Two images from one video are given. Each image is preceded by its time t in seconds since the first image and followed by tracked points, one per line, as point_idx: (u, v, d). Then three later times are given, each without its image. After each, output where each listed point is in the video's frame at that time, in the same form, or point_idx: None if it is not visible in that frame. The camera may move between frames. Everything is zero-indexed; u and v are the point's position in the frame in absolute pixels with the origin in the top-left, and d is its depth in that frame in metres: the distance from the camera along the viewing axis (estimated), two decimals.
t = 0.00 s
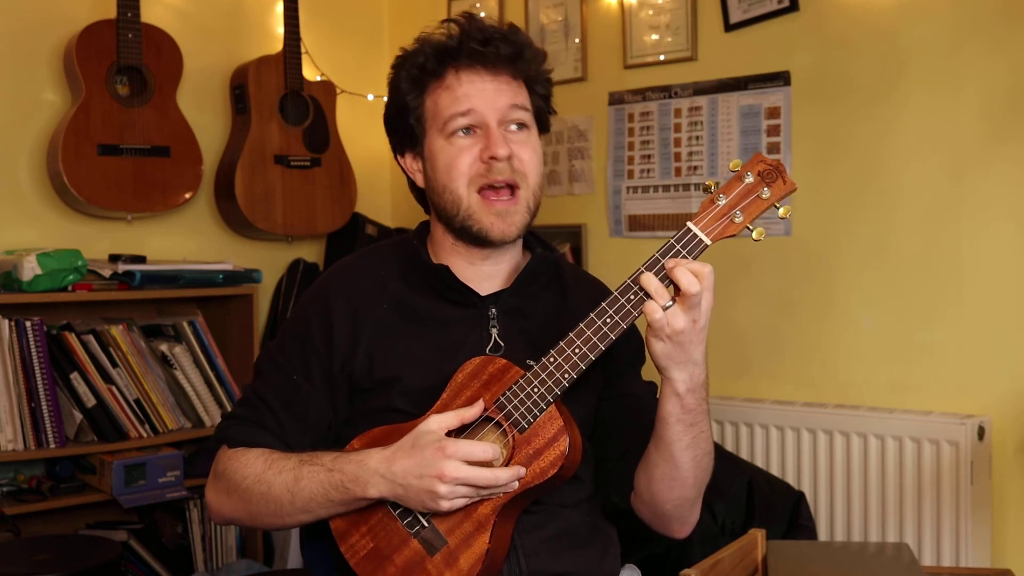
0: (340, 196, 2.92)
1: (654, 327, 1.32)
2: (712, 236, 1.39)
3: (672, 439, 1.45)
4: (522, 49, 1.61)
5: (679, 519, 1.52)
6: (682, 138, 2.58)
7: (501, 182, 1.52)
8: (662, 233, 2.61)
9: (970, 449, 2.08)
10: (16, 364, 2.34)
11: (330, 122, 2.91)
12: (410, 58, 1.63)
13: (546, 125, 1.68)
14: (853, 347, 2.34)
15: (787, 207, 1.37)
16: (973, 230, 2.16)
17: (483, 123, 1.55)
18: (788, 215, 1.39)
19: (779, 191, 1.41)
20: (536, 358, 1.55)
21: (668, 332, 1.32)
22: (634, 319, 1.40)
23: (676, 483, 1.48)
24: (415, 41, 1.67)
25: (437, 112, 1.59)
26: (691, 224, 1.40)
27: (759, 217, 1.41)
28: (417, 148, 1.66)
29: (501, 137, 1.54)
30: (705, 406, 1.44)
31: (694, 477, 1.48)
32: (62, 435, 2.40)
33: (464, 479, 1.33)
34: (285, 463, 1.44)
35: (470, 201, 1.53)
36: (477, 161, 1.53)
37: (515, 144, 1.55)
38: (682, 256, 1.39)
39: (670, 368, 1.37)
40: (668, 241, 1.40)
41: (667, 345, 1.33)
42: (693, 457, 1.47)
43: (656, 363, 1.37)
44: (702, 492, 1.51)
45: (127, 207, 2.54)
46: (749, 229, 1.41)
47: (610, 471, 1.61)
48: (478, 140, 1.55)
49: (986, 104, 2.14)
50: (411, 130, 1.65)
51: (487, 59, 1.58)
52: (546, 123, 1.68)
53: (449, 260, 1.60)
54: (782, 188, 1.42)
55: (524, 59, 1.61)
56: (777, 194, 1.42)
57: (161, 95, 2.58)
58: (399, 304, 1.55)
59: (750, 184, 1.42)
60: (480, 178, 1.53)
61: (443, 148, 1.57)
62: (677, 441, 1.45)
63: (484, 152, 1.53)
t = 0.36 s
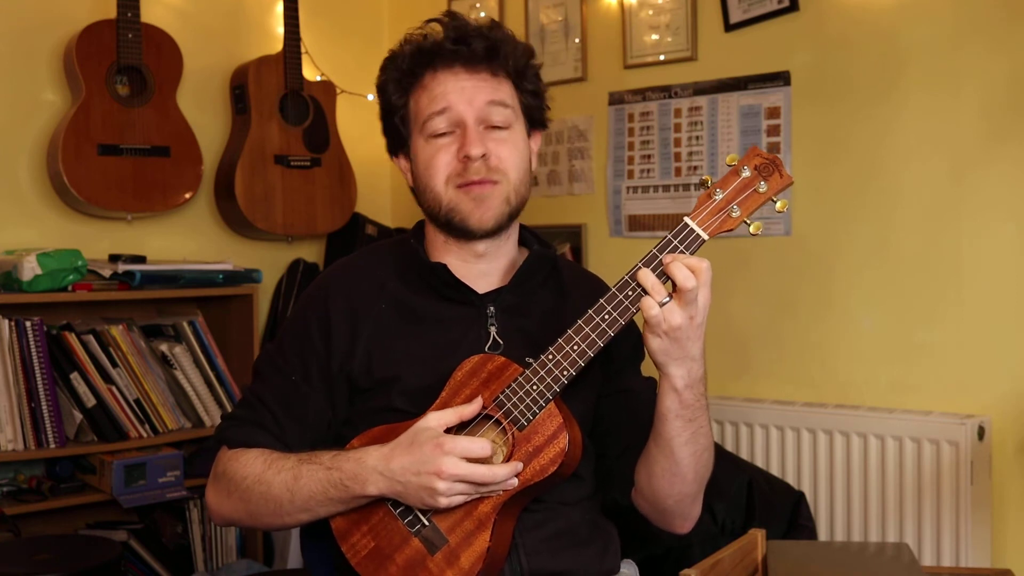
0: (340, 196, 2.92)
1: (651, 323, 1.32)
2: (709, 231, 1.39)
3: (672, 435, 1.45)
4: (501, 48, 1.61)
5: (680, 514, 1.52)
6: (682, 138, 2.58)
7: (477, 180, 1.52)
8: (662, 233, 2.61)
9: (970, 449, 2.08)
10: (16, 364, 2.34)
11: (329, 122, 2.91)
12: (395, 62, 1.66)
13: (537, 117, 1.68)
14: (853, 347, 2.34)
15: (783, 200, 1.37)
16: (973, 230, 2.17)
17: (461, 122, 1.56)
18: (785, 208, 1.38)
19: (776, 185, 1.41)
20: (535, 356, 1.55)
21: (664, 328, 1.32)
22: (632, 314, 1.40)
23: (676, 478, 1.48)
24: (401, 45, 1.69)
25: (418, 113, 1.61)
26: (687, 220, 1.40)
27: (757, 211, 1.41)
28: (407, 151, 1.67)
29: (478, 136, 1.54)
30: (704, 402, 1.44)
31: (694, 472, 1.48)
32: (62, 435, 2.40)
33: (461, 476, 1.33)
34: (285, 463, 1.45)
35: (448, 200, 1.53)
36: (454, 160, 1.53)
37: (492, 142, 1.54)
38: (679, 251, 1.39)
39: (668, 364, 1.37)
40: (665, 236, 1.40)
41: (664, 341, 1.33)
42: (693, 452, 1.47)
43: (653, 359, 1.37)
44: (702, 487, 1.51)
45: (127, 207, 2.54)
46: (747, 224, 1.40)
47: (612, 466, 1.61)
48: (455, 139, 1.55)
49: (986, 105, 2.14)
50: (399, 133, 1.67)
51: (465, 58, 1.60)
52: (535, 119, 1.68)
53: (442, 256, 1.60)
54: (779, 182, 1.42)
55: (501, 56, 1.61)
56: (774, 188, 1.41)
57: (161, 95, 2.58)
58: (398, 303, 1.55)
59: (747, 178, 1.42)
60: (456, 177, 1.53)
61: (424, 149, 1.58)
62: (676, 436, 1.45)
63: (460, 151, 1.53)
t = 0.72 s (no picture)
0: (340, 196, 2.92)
1: (654, 332, 1.32)
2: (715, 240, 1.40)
3: (671, 442, 1.45)
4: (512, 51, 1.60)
5: (676, 521, 1.52)
6: (682, 138, 2.58)
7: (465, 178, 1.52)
8: (662, 233, 2.61)
9: (970, 449, 2.08)
10: (16, 364, 2.34)
11: (330, 122, 2.91)
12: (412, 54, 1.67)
13: (552, 125, 1.66)
14: (853, 347, 2.34)
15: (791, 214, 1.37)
16: (973, 231, 2.17)
17: (460, 119, 1.56)
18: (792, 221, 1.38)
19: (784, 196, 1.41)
20: (536, 360, 1.55)
21: (667, 336, 1.32)
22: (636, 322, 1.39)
23: (674, 486, 1.48)
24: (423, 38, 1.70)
25: (425, 106, 1.62)
26: (693, 228, 1.40)
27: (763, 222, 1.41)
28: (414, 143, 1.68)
29: (474, 134, 1.54)
30: (704, 410, 1.44)
31: (692, 480, 1.48)
32: (62, 435, 2.40)
33: (458, 481, 1.33)
34: (283, 461, 1.44)
35: (436, 195, 1.54)
36: (446, 155, 1.54)
37: (487, 142, 1.54)
38: (685, 260, 1.39)
39: (670, 373, 1.37)
40: (671, 243, 1.40)
41: (667, 349, 1.33)
42: (692, 460, 1.47)
43: (655, 368, 1.37)
44: (699, 496, 1.51)
45: (127, 207, 2.54)
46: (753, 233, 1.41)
47: (610, 473, 1.60)
48: (452, 135, 1.56)
49: (986, 105, 2.14)
50: (410, 124, 1.69)
51: (475, 57, 1.59)
52: (546, 132, 1.66)
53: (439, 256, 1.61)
54: (787, 192, 1.41)
55: (507, 57, 1.60)
56: (782, 199, 1.41)
57: (161, 95, 2.58)
58: (397, 303, 1.55)
59: (755, 188, 1.41)
60: (446, 173, 1.53)
61: (423, 142, 1.59)
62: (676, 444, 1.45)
63: (453, 147, 1.54)
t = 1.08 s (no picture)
0: (339, 196, 2.92)
1: (639, 319, 1.31)
2: (693, 225, 1.39)
3: (665, 429, 1.45)
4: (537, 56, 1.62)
5: (676, 509, 1.52)
6: (682, 138, 2.58)
7: (468, 173, 1.53)
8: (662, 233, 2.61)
9: (971, 449, 2.08)
10: (16, 364, 2.34)
11: (329, 122, 2.91)
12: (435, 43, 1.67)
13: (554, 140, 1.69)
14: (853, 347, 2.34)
15: (767, 194, 1.36)
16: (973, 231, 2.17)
17: (471, 114, 1.57)
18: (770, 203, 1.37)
19: (761, 178, 1.40)
20: (525, 353, 1.55)
21: (652, 322, 1.31)
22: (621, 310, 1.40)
23: (670, 473, 1.48)
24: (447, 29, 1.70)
25: (438, 96, 1.62)
26: (673, 215, 1.40)
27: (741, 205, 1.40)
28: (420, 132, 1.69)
29: (482, 131, 1.55)
30: (695, 395, 1.44)
31: (688, 467, 1.48)
32: (62, 435, 2.40)
33: (447, 473, 1.33)
34: (274, 460, 1.44)
35: (435, 183, 1.55)
36: (450, 147, 1.55)
37: (494, 142, 1.55)
38: (665, 246, 1.39)
39: (658, 359, 1.37)
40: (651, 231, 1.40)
41: (652, 336, 1.33)
42: (686, 446, 1.47)
43: (643, 355, 1.37)
44: (697, 482, 1.51)
45: (127, 207, 2.54)
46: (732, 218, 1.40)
47: (605, 465, 1.61)
48: (460, 129, 1.57)
49: (986, 105, 2.14)
50: (419, 111, 1.69)
51: (496, 56, 1.60)
52: (550, 145, 1.68)
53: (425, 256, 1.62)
54: (764, 175, 1.40)
55: (531, 61, 1.62)
56: (759, 181, 1.41)
57: (162, 95, 2.58)
58: (389, 302, 1.55)
59: (732, 171, 1.41)
60: (448, 163, 1.54)
61: (430, 131, 1.60)
62: (669, 430, 1.45)
63: (458, 140, 1.55)
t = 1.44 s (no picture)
0: (340, 197, 2.92)
1: (648, 329, 1.32)
2: (709, 235, 1.39)
3: (670, 440, 1.45)
4: (520, 77, 1.46)
5: (679, 519, 1.52)
6: (682, 138, 2.58)
7: (458, 221, 1.46)
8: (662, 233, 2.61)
9: (971, 449, 2.08)
10: (16, 364, 2.34)
11: (330, 122, 2.91)
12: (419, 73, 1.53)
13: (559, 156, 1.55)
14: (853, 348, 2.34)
15: (784, 205, 1.37)
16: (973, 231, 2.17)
17: (457, 156, 1.46)
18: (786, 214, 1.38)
19: (777, 189, 1.41)
20: (535, 358, 1.55)
21: (662, 333, 1.32)
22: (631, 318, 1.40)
23: (674, 483, 1.48)
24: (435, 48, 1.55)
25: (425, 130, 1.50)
26: (687, 224, 1.39)
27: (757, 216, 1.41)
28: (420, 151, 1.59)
29: (470, 176, 1.45)
30: (702, 406, 1.44)
31: (691, 478, 1.48)
32: (62, 435, 2.40)
33: (449, 489, 1.33)
34: (279, 459, 1.44)
35: (428, 226, 1.49)
36: (438, 194, 1.46)
37: (483, 185, 1.45)
38: (679, 254, 1.38)
39: (665, 369, 1.37)
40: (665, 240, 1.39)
41: (661, 347, 1.33)
42: (689, 456, 1.47)
43: (651, 364, 1.37)
44: (700, 492, 1.51)
45: (127, 207, 2.54)
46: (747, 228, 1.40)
47: (609, 469, 1.60)
48: (447, 172, 1.46)
49: (986, 105, 2.14)
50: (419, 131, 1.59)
51: (474, 97, 1.45)
52: (553, 160, 1.54)
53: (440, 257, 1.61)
54: (780, 186, 1.42)
55: (512, 99, 1.45)
56: (775, 193, 1.41)
57: (162, 95, 2.58)
58: (398, 302, 1.55)
59: (748, 183, 1.42)
60: (437, 210, 1.47)
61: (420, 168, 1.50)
62: (673, 442, 1.45)
63: (446, 187, 1.45)
